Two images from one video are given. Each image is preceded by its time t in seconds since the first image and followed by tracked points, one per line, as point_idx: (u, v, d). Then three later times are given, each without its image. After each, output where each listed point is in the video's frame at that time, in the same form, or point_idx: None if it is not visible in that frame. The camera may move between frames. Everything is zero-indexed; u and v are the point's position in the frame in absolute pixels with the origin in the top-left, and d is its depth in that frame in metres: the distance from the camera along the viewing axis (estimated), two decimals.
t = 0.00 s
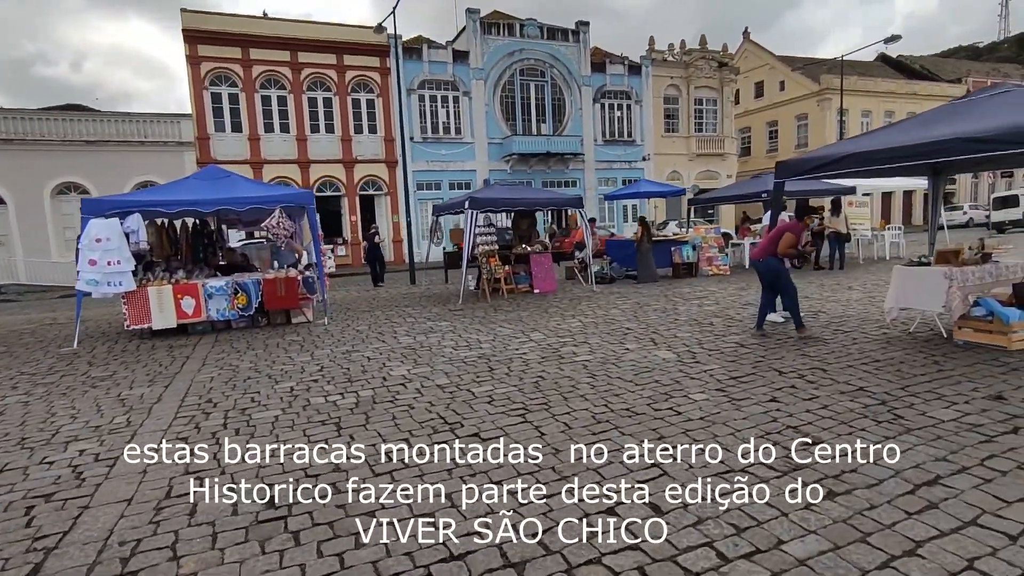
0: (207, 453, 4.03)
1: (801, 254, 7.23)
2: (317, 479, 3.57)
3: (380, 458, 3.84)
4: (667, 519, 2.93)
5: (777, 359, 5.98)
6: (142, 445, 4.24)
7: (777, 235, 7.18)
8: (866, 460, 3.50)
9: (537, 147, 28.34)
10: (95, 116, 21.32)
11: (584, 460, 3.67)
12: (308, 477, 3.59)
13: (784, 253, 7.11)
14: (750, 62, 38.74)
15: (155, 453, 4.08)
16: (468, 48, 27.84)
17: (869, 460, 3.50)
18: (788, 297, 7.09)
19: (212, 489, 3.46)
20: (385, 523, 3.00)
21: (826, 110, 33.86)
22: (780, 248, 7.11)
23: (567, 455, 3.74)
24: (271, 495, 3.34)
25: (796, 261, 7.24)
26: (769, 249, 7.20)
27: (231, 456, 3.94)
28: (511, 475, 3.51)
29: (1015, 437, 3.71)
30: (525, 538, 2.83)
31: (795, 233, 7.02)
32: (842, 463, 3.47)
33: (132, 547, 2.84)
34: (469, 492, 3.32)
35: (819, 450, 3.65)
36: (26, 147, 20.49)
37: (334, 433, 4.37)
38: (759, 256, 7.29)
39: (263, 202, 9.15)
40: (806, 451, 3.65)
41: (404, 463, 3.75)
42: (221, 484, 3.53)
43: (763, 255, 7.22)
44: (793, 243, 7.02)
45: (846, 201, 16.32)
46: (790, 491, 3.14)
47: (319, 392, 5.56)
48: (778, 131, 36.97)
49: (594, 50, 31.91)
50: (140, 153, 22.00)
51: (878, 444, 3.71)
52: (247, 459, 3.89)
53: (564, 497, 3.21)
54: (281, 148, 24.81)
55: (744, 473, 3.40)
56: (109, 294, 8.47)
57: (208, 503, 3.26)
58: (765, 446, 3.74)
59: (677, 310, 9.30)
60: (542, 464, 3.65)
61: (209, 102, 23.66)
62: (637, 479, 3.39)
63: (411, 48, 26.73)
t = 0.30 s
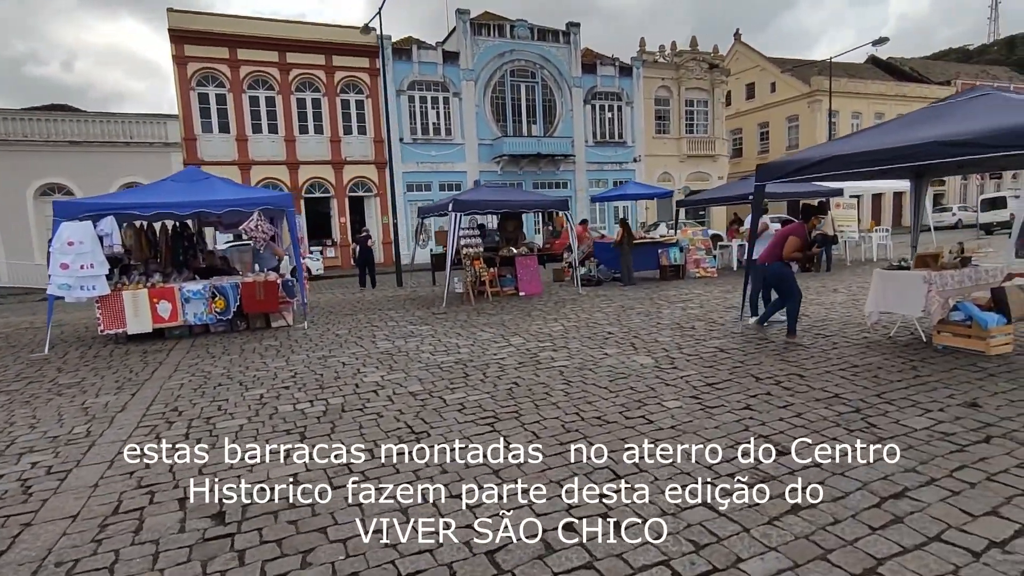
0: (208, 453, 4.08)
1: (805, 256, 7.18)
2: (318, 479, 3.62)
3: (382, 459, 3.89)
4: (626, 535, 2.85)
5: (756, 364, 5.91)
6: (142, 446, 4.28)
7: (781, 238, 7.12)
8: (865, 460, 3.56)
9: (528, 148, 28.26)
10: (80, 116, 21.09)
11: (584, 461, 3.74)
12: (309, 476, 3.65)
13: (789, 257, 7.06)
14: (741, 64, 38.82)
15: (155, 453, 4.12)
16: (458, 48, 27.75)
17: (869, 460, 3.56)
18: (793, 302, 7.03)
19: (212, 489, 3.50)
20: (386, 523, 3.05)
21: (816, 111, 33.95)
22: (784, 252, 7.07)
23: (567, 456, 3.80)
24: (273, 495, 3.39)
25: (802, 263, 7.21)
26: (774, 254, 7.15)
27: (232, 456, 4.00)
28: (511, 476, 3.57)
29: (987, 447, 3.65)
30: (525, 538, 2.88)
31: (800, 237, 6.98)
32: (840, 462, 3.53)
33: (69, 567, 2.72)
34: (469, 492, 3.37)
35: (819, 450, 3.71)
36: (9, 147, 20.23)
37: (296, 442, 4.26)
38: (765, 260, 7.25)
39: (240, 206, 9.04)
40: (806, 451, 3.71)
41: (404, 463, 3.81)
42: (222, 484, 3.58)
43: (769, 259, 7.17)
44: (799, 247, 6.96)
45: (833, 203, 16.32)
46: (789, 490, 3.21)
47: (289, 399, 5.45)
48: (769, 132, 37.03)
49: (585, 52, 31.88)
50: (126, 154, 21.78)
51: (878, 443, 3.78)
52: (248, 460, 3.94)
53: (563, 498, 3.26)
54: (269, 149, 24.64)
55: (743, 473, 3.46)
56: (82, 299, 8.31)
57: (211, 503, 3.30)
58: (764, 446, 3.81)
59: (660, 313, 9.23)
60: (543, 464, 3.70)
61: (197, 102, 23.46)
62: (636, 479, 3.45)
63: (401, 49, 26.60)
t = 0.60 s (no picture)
0: (208, 453, 4.04)
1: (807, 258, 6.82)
2: (318, 478, 3.59)
3: (380, 458, 3.86)
4: (578, 550, 2.73)
5: (732, 368, 5.80)
6: (141, 446, 4.23)
7: (779, 237, 6.84)
8: (866, 460, 3.53)
9: (516, 149, 28.14)
10: (60, 114, 20.76)
11: (585, 460, 3.71)
12: (308, 476, 3.61)
13: (787, 256, 6.72)
14: (730, 67, 38.97)
15: (155, 453, 4.08)
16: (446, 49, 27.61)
17: (870, 459, 3.53)
18: (789, 303, 6.75)
19: (212, 489, 3.48)
20: (385, 523, 3.01)
21: (804, 114, 34.11)
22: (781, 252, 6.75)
23: (568, 456, 3.77)
24: (272, 496, 3.35)
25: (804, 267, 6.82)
26: (772, 254, 6.81)
27: (231, 456, 3.96)
28: (511, 476, 3.53)
29: (959, 454, 3.55)
30: (524, 538, 2.85)
31: (797, 234, 6.71)
32: (842, 462, 3.51)
33: None
34: (469, 492, 3.34)
35: (819, 449, 3.69)
36: None
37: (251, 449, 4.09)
38: (763, 262, 6.91)
39: (212, 205, 8.84)
40: (805, 451, 3.69)
41: (405, 462, 3.78)
42: (221, 483, 3.55)
43: (767, 259, 6.84)
44: (796, 245, 6.68)
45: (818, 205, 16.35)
46: (790, 491, 3.18)
47: (250, 404, 5.27)
48: (758, 134, 37.16)
49: (574, 53, 31.83)
50: (107, 154, 21.45)
51: (878, 443, 3.75)
52: (247, 460, 3.90)
53: (564, 497, 3.23)
54: (255, 149, 24.36)
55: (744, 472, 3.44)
56: (46, 300, 8.11)
57: (209, 504, 3.27)
58: (765, 446, 3.78)
59: (641, 316, 9.11)
60: (543, 463, 3.68)
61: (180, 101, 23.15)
62: (637, 479, 3.42)
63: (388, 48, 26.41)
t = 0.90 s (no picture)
0: (207, 453, 4.21)
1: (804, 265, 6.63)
2: (319, 479, 3.73)
3: (380, 458, 4.02)
4: None
5: (708, 379, 5.67)
6: (142, 446, 4.41)
7: (777, 242, 6.66)
8: (865, 460, 3.66)
9: (503, 153, 28.03)
10: (36, 116, 20.38)
11: (585, 460, 3.86)
12: (310, 477, 3.75)
13: (781, 263, 6.56)
14: (717, 72, 39.15)
15: (155, 454, 4.25)
16: (432, 53, 27.47)
17: (870, 460, 3.66)
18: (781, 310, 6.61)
19: (213, 488, 3.62)
20: (385, 523, 3.12)
21: (790, 120, 34.28)
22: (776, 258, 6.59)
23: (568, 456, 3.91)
24: (275, 496, 3.49)
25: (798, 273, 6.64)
26: (767, 259, 6.66)
27: (232, 456, 4.13)
28: (512, 476, 3.67)
29: (933, 473, 3.43)
30: (525, 537, 2.95)
31: (793, 241, 6.52)
32: (838, 463, 3.65)
33: None
34: (470, 493, 3.46)
35: (818, 450, 3.83)
36: None
37: (198, 472, 3.88)
38: (758, 267, 6.76)
39: (181, 211, 8.61)
40: (805, 452, 3.82)
41: (405, 462, 3.94)
42: (222, 483, 3.70)
43: (761, 265, 6.69)
44: (792, 252, 6.51)
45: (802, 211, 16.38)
46: (790, 490, 3.29)
47: (207, 420, 5.06)
48: (745, 139, 37.28)
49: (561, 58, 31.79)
50: (84, 155, 21.03)
51: (877, 444, 3.88)
52: (249, 460, 4.06)
53: (564, 497, 3.35)
54: (238, 153, 24.07)
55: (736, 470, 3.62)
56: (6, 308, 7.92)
57: (213, 503, 3.40)
58: (764, 446, 3.92)
59: (620, 324, 8.98)
60: (543, 464, 3.83)
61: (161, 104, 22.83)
62: (637, 480, 3.54)
63: (374, 52, 26.21)
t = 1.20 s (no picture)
0: (206, 453, 4.26)
1: (788, 270, 6.38)
2: (317, 479, 3.74)
3: (381, 459, 4.04)
4: None
5: (683, 385, 5.57)
6: (142, 446, 4.50)
7: (757, 248, 6.48)
8: (865, 459, 3.68)
9: (490, 157, 27.96)
10: (14, 118, 20.02)
11: (585, 461, 3.88)
12: (310, 477, 3.78)
13: (763, 268, 6.36)
14: (704, 77, 39.33)
15: (155, 454, 4.33)
16: (419, 56, 27.35)
17: (870, 460, 3.67)
18: (762, 316, 6.38)
19: (213, 489, 3.64)
20: (385, 523, 3.13)
21: (777, 124, 34.48)
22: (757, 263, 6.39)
23: (568, 457, 3.94)
24: (274, 496, 3.51)
25: (782, 278, 6.41)
26: (750, 262, 6.45)
27: (232, 456, 4.17)
28: (513, 476, 3.68)
29: (902, 482, 3.34)
30: (524, 538, 2.96)
31: (777, 245, 6.29)
32: (840, 463, 3.66)
33: None
34: (470, 493, 3.47)
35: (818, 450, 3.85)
36: None
37: (145, 487, 3.70)
38: (740, 269, 6.56)
39: (151, 215, 8.45)
40: (805, 452, 3.84)
41: (405, 463, 3.96)
42: (221, 484, 3.72)
43: (743, 266, 6.49)
44: (775, 257, 6.28)
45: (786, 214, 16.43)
46: (790, 490, 3.30)
47: (166, 430, 4.90)
48: (732, 143, 37.47)
49: (549, 61, 31.80)
50: (63, 158, 20.63)
51: (878, 444, 3.90)
52: (248, 459, 4.11)
53: (564, 497, 3.37)
54: (221, 156, 23.81)
55: (723, 471, 3.61)
56: None
57: (213, 503, 3.42)
58: (765, 446, 3.94)
59: (600, 329, 8.88)
60: (542, 463, 3.86)
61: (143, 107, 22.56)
62: (637, 479, 3.56)
63: (360, 55, 26.05)
